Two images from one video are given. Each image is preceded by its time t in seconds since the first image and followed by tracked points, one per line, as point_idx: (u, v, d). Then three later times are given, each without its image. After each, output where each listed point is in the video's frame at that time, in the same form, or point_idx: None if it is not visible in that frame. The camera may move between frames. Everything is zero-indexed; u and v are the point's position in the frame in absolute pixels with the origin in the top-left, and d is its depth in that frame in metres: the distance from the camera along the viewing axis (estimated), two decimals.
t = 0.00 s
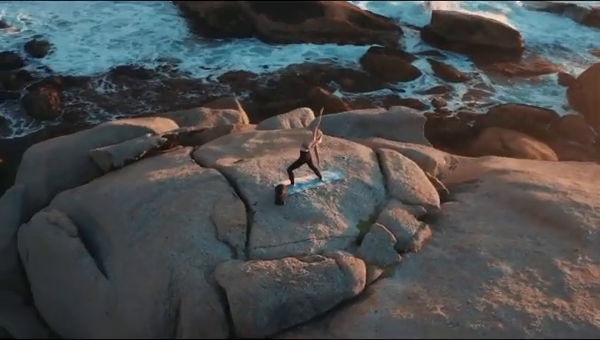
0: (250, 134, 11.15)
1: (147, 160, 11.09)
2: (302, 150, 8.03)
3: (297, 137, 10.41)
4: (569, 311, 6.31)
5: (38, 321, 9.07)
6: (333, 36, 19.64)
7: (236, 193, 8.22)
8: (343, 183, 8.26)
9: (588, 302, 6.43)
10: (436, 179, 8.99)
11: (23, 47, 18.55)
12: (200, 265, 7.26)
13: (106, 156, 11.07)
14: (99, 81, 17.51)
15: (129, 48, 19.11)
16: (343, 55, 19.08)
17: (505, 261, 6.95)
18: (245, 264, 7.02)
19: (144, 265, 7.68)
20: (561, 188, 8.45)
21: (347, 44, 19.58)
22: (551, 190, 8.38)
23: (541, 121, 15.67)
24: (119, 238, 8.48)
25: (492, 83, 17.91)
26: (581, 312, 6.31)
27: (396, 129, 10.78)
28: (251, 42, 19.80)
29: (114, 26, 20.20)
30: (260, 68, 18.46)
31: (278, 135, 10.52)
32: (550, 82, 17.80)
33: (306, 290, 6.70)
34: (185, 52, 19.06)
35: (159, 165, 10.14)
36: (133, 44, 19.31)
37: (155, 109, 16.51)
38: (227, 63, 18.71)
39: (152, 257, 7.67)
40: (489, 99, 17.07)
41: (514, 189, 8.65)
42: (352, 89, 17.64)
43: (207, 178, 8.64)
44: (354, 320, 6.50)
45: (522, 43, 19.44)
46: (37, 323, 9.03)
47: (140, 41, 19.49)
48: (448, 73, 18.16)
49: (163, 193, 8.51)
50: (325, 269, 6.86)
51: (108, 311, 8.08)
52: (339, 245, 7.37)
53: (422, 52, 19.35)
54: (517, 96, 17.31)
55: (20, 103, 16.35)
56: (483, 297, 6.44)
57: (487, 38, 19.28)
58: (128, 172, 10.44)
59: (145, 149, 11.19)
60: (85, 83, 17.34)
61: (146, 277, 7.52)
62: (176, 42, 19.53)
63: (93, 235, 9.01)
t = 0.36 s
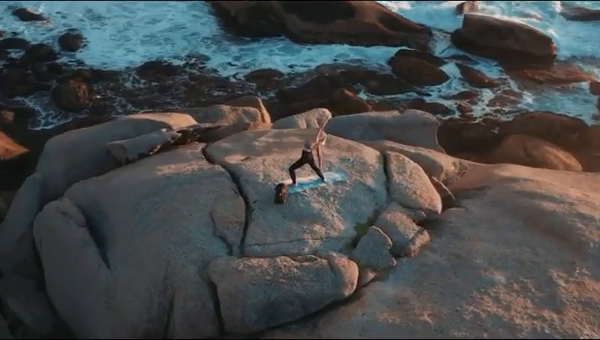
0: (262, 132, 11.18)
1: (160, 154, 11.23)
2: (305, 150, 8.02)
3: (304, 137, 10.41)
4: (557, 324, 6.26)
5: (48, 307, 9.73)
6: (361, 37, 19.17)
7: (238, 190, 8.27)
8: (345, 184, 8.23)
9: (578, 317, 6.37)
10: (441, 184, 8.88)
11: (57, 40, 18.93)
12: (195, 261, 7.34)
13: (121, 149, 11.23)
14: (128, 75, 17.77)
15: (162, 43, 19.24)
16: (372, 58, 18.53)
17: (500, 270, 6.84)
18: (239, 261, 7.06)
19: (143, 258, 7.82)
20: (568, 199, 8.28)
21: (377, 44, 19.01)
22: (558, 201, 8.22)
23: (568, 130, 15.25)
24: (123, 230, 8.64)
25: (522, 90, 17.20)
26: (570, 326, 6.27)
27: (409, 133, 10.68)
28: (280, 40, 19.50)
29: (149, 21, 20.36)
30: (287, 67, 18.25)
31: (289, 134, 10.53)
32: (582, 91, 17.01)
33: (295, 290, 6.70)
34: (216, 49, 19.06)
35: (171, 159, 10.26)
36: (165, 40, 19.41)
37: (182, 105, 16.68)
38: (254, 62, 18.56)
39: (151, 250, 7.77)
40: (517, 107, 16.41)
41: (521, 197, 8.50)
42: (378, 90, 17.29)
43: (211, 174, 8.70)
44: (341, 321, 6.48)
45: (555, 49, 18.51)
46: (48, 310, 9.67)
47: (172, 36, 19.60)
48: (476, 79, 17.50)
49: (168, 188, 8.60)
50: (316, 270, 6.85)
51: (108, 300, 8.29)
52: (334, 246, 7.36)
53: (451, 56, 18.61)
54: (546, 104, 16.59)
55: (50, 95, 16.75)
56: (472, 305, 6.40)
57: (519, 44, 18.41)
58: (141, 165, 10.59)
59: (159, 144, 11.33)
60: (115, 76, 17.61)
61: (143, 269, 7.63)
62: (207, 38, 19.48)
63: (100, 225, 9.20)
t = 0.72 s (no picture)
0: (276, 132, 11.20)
1: (176, 148, 11.38)
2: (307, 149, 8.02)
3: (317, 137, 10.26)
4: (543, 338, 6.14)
5: (60, 294, 9.99)
6: (395, 40, 18.81)
7: (240, 187, 8.33)
8: (347, 186, 8.20)
9: (567, 332, 6.23)
10: (447, 190, 8.76)
11: (95, 34, 19.26)
12: (190, 254, 7.44)
13: (138, 142, 11.44)
14: (160, 70, 17.97)
15: (197, 39, 19.39)
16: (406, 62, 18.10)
17: (492, 280, 6.74)
18: (231, 257, 7.12)
19: (143, 249, 7.97)
20: (576, 211, 8.07)
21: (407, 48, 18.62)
22: (564, 212, 8.01)
23: None
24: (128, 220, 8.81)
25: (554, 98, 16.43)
26: None
27: (422, 138, 10.56)
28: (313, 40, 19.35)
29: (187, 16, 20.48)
30: (318, 67, 18.10)
31: (301, 134, 10.52)
32: None
33: (283, 288, 6.72)
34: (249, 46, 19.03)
35: (183, 154, 10.38)
36: (200, 35, 19.59)
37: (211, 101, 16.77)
38: (283, 61, 18.45)
39: (150, 241, 7.91)
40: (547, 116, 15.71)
41: (527, 207, 8.31)
42: (408, 95, 16.85)
43: (217, 170, 8.79)
44: (326, 322, 6.47)
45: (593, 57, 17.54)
46: (60, 297, 9.92)
47: (206, 32, 19.70)
48: (507, 86, 16.88)
49: (173, 182, 8.71)
50: (306, 269, 6.86)
51: (110, 289, 8.49)
52: (329, 247, 7.36)
53: (485, 62, 17.98)
54: (580, 114, 15.75)
55: (82, 87, 17.12)
56: (458, 314, 6.32)
57: (555, 52, 17.64)
58: (155, 158, 10.76)
59: (175, 138, 11.49)
60: (147, 71, 17.84)
61: (142, 260, 7.77)
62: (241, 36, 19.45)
63: (109, 215, 9.40)
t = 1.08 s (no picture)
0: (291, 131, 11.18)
1: (192, 143, 11.52)
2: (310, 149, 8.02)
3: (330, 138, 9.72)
4: None
5: (72, 279, 10.00)
6: (428, 43, 18.31)
7: (243, 183, 8.39)
8: (349, 188, 8.16)
9: None
10: (452, 196, 8.65)
11: (131, 28, 19.42)
12: (187, 247, 7.54)
13: (156, 136, 11.61)
14: (192, 66, 17.86)
15: (232, 37, 19.35)
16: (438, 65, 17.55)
17: (484, 289, 6.65)
18: (225, 252, 7.18)
19: (144, 240, 8.10)
20: (581, 224, 7.87)
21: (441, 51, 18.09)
22: (569, 225, 7.81)
23: None
24: (134, 211, 8.97)
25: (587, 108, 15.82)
26: None
27: (434, 143, 10.44)
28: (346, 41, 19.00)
29: (224, 14, 20.52)
30: (349, 68, 17.66)
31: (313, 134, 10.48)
32: None
33: (272, 286, 6.75)
34: (281, 45, 18.80)
35: (197, 149, 10.49)
36: (235, 33, 19.53)
37: (240, 98, 16.57)
38: (313, 61, 18.13)
39: (151, 233, 8.04)
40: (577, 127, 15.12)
41: (532, 217, 8.14)
42: (437, 99, 16.27)
43: (223, 166, 8.86)
44: (311, 321, 6.49)
45: None
46: (71, 282, 9.94)
47: (241, 29, 19.70)
48: (539, 94, 16.27)
49: (180, 176, 8.81)
50: (297, 268, 6.88)
51: (113, 277, 8.65)
52: (323, 247, 7.37)
53: (518, 69, 17.35)
54: None
55: (115, 79, 17.22)
56: (443, 321, 6.24)
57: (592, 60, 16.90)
58: (169, 151, 10.91)
59: (192, 134, 11.64)
60: (181, 67, 17.78)
61: (142, 251, 7.92)
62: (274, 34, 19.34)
63: (118, 205, 9.60)
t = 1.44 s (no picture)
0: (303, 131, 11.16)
1: (206, 139, 11.63)
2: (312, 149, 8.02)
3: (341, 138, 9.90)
4: None
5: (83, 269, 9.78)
6: (458, 47, 17.93)
7: (246, 180, 8.44)
8: (350, 189, 8.14)
9: None
10: (456, 201, 8.55)
11: (162, 24, 19.60)
12: (184, 242, 7.62)
13: (172, 131, 11.78)
14: (219, 64, 17.97)
15: (262, 35, 19.33)
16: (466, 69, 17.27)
17: (475, 297, 6.58)
18: (220, 247, 7.25)
19: (145, 233, 8.22)
20: (585, 235, 7.70)
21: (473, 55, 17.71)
22: (572, 235, 7.66)
23: None
24: (140, 204, 9.11)
25: None
26: None
27: (444, 148, 10.35)
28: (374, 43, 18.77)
29: (255, 12, 20.51)
30: (375, 71, 17.45)
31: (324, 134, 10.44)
32: None
33: (262, 282, 6.79)
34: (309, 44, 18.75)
35: (208, 145, 10.57)
36: (264, 31, 19.50)
37: (266, 97, 16.56)
38: (340, 62, 17.96)
39: (153, 226, 8.17)
40: None
41: (536, 226, 7.99)
42: (463, 104, 15.95)
43: (228, 163, 8.92)
44: (298, 320, 6.51)
45: None
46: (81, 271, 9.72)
47: (271, 27, 19.65)
48: (568, 102, 15.80)
49: (186, 171, 8.90)
50: (288, 267, 6.90)
51: (116, 268, 8.80)
52: (317, 247, 7.39)
53: (548, 76, 16.87)
54: None
55: (142, 75, 17.37)
56: (428, 326, 6.19)
57: None
58: (182, 147, 11.04)
59: (206, 130, 11.75)
60: (208, 63, 17.87)
61: (143, 243, 8.04)
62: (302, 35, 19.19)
63: (128, 197, 9.76)
